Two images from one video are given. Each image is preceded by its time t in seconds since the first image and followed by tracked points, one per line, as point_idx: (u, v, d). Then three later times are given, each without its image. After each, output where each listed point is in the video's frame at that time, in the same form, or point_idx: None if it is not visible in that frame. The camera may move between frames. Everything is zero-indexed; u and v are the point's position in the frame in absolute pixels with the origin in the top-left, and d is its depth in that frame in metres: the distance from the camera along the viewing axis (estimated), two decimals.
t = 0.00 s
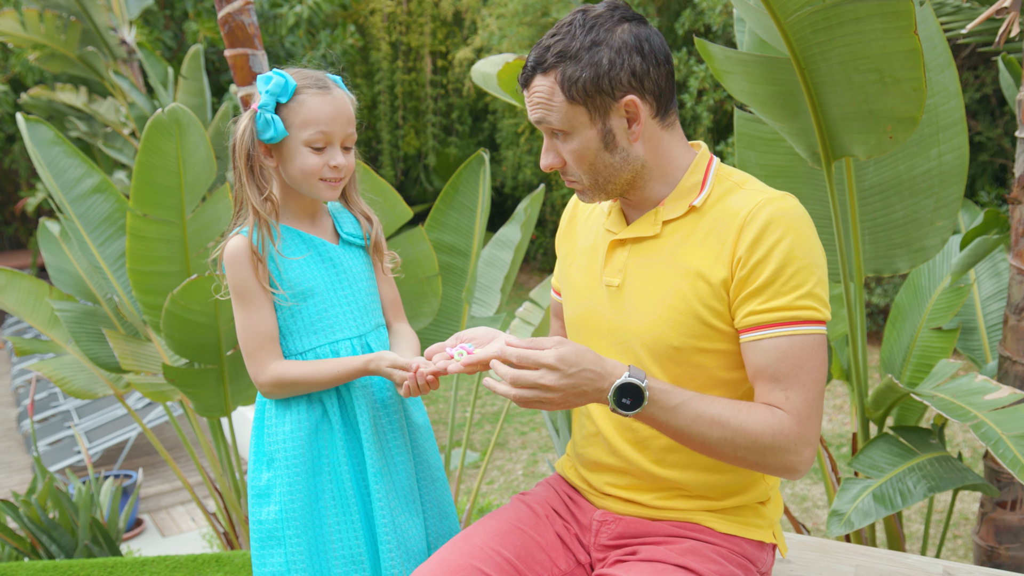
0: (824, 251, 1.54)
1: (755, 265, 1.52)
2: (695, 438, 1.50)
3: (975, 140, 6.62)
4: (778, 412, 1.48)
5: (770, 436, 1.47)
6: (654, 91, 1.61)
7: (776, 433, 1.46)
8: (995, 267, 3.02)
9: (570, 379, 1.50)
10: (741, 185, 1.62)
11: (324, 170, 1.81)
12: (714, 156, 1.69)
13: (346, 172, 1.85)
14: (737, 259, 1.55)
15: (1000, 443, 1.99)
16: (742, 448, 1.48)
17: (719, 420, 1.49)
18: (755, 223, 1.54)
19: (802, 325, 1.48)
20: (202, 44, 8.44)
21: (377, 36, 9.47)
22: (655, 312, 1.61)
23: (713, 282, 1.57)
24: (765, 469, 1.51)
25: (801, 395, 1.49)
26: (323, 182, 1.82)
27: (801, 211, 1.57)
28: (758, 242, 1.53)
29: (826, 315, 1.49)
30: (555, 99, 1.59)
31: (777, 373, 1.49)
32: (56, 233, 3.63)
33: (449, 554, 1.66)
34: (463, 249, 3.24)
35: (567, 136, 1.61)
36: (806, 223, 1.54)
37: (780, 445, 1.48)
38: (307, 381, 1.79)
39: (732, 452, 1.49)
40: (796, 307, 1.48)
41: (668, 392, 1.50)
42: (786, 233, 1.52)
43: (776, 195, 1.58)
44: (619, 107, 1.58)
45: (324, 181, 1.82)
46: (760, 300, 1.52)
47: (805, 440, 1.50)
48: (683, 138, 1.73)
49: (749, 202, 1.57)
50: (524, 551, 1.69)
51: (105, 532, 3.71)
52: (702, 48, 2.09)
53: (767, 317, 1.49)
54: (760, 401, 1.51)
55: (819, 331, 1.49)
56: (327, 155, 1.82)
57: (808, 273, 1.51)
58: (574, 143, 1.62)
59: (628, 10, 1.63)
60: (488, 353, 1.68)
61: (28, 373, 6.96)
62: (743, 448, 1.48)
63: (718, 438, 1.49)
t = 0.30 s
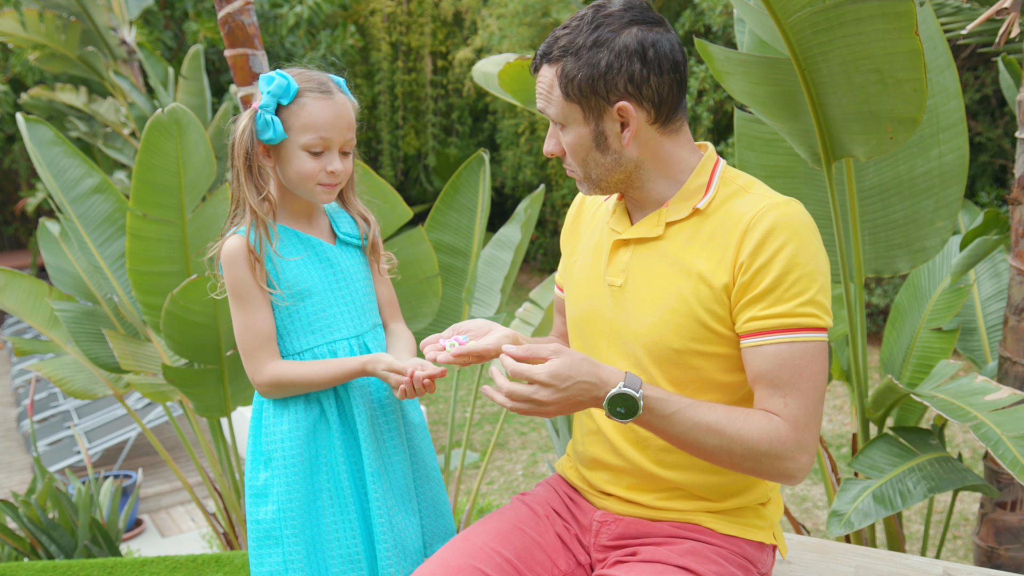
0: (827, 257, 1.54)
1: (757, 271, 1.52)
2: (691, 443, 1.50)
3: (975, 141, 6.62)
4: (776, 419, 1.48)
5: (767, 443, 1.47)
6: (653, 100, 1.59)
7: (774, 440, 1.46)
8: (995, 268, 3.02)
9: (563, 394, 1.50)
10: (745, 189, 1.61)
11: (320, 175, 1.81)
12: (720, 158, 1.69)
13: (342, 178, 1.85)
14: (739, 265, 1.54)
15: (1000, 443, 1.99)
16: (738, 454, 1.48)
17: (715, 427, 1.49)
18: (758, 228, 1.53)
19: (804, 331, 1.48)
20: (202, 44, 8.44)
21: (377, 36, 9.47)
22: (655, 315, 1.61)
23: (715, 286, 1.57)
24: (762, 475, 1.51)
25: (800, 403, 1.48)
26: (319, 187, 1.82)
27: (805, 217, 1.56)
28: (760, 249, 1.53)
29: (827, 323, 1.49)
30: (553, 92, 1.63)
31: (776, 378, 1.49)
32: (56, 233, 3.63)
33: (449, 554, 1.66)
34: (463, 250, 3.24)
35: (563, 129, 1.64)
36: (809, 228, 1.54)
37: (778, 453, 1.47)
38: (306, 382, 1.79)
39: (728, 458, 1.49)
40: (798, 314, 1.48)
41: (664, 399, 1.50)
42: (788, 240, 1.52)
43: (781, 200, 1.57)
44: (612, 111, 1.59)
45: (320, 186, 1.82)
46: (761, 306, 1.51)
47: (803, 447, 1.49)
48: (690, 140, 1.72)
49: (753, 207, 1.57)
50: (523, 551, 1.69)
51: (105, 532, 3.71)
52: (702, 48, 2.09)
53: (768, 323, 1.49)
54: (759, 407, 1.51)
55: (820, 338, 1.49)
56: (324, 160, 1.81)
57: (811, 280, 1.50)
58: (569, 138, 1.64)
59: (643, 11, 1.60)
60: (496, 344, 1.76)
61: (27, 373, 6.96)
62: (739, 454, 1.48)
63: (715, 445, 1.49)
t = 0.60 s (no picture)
0: (829, 256, 1.54)
1: (759, 270, 1.52)
2: (693, 445, 1.50)
3: (975, 141, 6.62)
4: (778, 419, 1.47)
5: (768, 444, 1.46)
6: (660, 92, 1.60)
7: (776, 441, 1.46)
8: (995, 268, 3.03)
9: (563, 400, 1.50)
10: (746, 187, 1.61)
11: (325, 168, 1.81)
12: (720, 157, 1.68)
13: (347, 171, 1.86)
14: (741, 264, 1.54)
15: (1000, 444, 1.99)
16: (740, 456, 1.48)
17: (716, 429, 1.49)
18: (760, 228, 1.53)
19: (807, 331, 1.48)
20: (202, 43, 8.44)
21: (377, 35, 9.47)
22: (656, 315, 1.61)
23: (716, 286, 1.56)
24: (765, 475, 1.51)
25: (803, 403, 1.48)
26: (324, 181, 1.82)
27: (806, 215, 1.56)
28: (762, 249, 1.52)
29: (829, 322, 1.48)
30: (560, 91, 1.60)
31: (778, 379, 1.49)
32: (55, 233, 3.62)
33: (448, 555, 1.66)
34: (463, 250, 3.24)
35: (570, 129, 1.62)
36: (811, 227, 1.53)
37: (780, 453, 1.47)
38: (306, 384, 1.79)
39: (730, 459, 1.49)
40: (800, 314, 1.48)
41: (665, 403, 1.49)
42: (790, 239, 1.51)
43: (782, 199, 1.57)
44: (621, 105, 1.58)
45: (324, 180, 1.82)
46: (763, 306, 1.51)
47: (806, 447, 1.49)
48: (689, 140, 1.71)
49: (754, 207, 1.56)
50: (523, 551, 1.69)
51: (105, 532, 3.70)
52: (702, 48, 2.08)
53: (770, 323, 1.49)
54: (761, 408, 1.50)
55: (823, 337, 1.48)
56: (328, 153, 1.81)
57: (813, 279, 1.50)
58: (575, 137, 1.62)
59: (643, 8, 1.62)
60: (494, 346, 1.77)
61: (27, 373, 6.96)
62: (742, 455, 1.48)
63: (717, 446, 1.49)
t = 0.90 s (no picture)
0: (834, 255, 1.53)
1: (764, 271, 1.51)
2: (701, 449, 1.49)
3: (976, 141, 6.61)
4: (786, 421, 1.47)
5: (777, 447, 1.46)
6: (652, 78, 1.61)
7: (785, 443, 1.46)
8: (996, 268, 3.02)
9: (567, 411, 1.51)
10: (750, 187, 1.61)
11: (329, 149, 1.81)
12: (722, 156, 1.68)
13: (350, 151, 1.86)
14: (746, 265, 1.53)
15: (1001, 444, 1.98)
16: (748, 458, 1.48)
17: (724, 434, 1.48)
18: (764, 228, 1.53)
19: (813, 331, 1.47)
20: (202, 43, 8.44)
21: (378, 35, 9.47)
22: (660, 316, 1.60)
23: (720, 287, 1.56)
24: (774, 476, 1.50)
25: (812, 403, 1.48)
26: (329, 162, 1.83)
27: (811, 214, 1.55)
28: (766, 250, 1.52)
29: (837, 320, 1.48)
30: (554, 83, 1.61)
31: (786, 381, 1.49)
32: (55, 232, 3.62)
33: (449, 555, 1.65)
34: (463, 249, 3.23)
35: (565, 120, 1.61)
36: (816, 226, 1.53)
37: (789, 454, 1.47)
38: (311, 385, 1.78)
39: (738, 463, 1.49)
40: (807, 314, 1.47)
41: (671, 410, 1.49)
42: (795, 239, 1.51)
43: (786, 198, 1.57)
44: (615, 89, 1.58)
45: (329, 161, 1.82)
46: (768, 307, 1.51)
47: (815, 448, 1.49)
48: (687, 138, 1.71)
49: (759, 207, 1.56)
50: (524, 552, 1.68)
51: (105, 532, 3.70)
52: (703, 47, 2.08)
53: (776, 324, 1.48)
54: (770, 410, 1.50)
55: (831, 337, 1.48)
56: (330, 133, 1.82)
57: (819, 279, 1.49)
58: (572, 127, 1.61)
59: (630, 8, 1.67)
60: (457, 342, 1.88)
61: (27, 372, 6.96)
62: (750, 458, 1.48)
63: (725, 450, 1.49)
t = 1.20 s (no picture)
0: (834, 251, 1.53)
1: (764, 268, 1.51)
2: (704, 449, 1.49)
3: (977, 140, 6.62)
4: (789, 419, 1.47)
5: (781, 446, 1.46)
6: (649, 73, 1.61)
7: (789, 441, 1.46)
8: (997, 267, 3.01)
9: (570, 415, 1.51)
10: (747, 185, 1.61)
11: (327, 173, 1.82)
12: (718, 154, 1.68)
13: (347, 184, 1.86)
14: (745, 263, 1.53)
15: (1003, 443, 1.98)
16: (753, 458, 1.48)
17: (728, 434, 1.48)
18: (763, 226, 1.52)
19: (815, 328, 1.47)
20: (203, 41, 8.44)
21: (378, 34, 9.47)
22: (660, 316, 1.60)
23: (719, 286, 1.56)
24: (780, 474, 1.50)
25: (814, 401, 1.47)
26: (322, 183, 1.83)
27: (810, 210, 1.55)
28: (766, 247, 1.51)
29: (837, 317, 1.48)
30: (553, 78, 1.60)
31: (789, 379, 1.48)
32: (55, 231, 3.61)
33: (449, 555, 1.65)
34: (463, 248, 3.23)
35: (564, 116, 1.60)
36: (815, 223, 1.52)
37: (795, 452, 1.47)
38: (307, 389, 1.77)
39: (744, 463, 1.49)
40: (808, 311, 1.47)
41: (674, 411, 1.49)
42: (794, 236, 1.50)
43: (785, 194, 1.56)
44: (613, 83, 1.58)
45: (321, 182, 1.83)
46: (769, 305, 1.50)
47: (819, 445, 1.49)
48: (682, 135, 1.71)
49: (758, 204, 1.55)
50: (524, 552, 1.68)
51: (104, 531, 3.70)
52: (703, 46, 2.08)
53: (777, 322, 1.48)
54: (772, 409, 1.50)
55: (832, 333, 1.48)
56: (337, 161, 1.82)
57: (819, 276, 1.49)
58: (571, 122, 1.59)
59: (625, 7, 1.68)
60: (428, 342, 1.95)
61: (27, 372, 6.96)
62: (755, 457, 1.48)
63: (730, 450, 1.48)
